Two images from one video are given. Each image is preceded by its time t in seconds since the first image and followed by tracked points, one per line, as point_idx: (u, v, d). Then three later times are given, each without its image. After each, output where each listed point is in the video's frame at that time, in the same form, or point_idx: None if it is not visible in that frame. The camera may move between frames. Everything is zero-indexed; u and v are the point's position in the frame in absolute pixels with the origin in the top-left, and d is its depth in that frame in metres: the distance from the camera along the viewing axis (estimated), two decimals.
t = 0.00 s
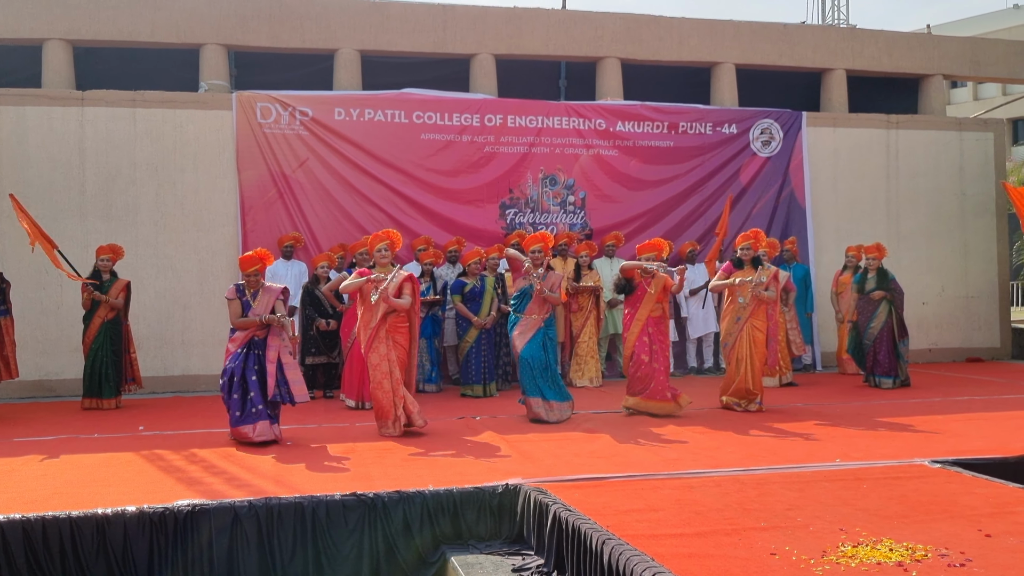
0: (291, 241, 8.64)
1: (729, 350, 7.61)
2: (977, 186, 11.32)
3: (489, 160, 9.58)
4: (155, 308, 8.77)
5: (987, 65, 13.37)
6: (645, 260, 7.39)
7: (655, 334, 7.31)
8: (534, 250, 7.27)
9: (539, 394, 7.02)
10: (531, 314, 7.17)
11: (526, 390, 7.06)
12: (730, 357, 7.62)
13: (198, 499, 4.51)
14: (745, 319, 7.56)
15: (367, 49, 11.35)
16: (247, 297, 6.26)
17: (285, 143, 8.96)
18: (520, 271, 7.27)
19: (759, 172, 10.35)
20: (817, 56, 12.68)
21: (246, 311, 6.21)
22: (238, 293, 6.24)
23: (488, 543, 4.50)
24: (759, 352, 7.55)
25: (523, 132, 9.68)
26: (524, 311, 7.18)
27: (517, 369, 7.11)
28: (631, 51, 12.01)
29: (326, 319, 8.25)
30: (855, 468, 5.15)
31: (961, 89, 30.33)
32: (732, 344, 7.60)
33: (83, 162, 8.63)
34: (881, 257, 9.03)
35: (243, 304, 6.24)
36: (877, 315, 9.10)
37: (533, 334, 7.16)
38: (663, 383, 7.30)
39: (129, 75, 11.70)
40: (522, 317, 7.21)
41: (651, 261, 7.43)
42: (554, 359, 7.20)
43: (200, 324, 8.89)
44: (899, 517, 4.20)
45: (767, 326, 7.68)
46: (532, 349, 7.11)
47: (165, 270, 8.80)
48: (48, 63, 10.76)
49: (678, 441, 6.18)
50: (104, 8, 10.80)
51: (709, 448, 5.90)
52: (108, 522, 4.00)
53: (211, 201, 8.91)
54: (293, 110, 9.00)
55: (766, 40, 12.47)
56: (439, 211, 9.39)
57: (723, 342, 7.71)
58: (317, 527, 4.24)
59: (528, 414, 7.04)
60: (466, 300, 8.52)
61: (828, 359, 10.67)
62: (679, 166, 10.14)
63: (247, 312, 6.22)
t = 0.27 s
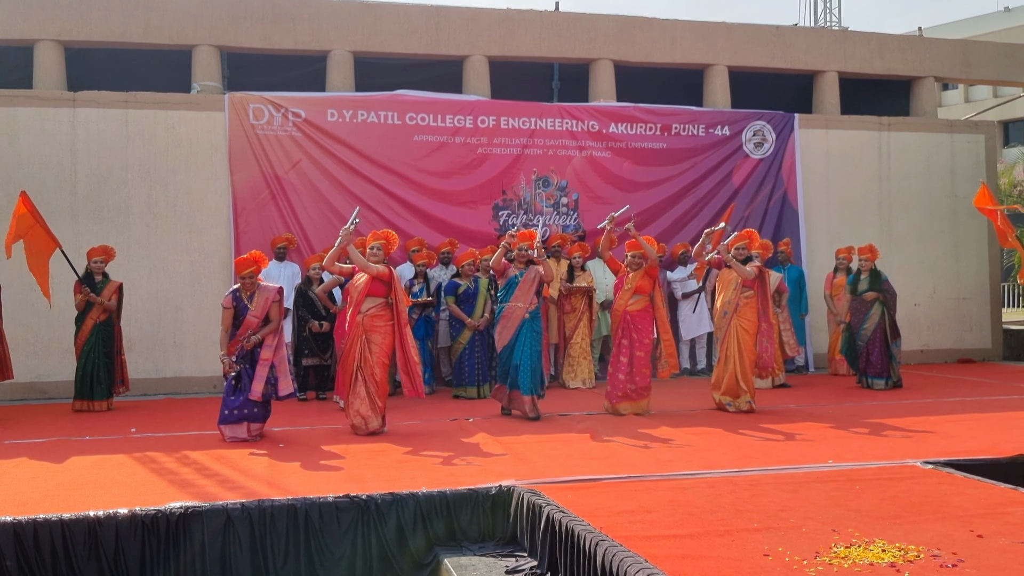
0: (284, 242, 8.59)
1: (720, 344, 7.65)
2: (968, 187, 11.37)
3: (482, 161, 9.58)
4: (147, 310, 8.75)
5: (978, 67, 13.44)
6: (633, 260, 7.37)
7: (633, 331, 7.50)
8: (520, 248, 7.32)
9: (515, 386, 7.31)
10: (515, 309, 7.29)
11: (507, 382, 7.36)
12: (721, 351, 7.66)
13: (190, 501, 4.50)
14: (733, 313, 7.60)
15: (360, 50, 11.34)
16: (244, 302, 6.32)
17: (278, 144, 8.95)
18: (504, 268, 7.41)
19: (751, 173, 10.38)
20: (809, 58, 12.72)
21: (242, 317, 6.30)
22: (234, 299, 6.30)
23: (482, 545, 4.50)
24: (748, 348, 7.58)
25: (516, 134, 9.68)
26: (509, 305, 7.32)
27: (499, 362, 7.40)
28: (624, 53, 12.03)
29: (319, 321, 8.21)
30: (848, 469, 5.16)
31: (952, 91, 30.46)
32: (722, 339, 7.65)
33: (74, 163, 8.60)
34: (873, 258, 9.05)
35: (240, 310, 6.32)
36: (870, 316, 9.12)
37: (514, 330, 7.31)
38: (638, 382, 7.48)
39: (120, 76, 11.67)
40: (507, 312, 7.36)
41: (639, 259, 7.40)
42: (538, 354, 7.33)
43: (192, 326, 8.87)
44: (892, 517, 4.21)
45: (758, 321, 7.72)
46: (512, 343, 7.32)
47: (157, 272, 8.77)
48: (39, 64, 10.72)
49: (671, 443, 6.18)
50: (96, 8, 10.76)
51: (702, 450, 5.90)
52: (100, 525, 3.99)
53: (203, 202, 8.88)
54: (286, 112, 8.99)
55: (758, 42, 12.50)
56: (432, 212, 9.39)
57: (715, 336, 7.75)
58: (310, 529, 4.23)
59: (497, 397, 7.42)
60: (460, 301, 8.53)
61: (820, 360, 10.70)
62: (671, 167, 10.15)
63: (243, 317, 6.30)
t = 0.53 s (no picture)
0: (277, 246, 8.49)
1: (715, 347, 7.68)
2: (961, 193, 11.42)
3: (475, 166, 9.58)
4: (140, 315, 8.71)
5: (971, 73, 13.51)
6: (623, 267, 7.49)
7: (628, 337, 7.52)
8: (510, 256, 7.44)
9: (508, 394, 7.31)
10: (509, 316, 7.35)
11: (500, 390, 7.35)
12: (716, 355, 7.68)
13: (183, 507, 4.48)
14: (726, 316, 7.63)
15: (354, 54, 11.34)
16: (238, 303, 6.39)
17: (271, 149, 8.94)
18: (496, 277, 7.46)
19: (745, 178, 10.40)
20: (802, 64, 12.76)
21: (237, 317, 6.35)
22: (229, 301, 6.38)
23: (476, 550, 4.48)
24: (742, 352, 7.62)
25: (510, 139, 9.69)
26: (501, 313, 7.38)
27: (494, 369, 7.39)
28: (618, 57, 12.05)
29: (310, 325, 8.22)
30: (842, 474, 5.16)
31: (944, 96, 30.61)
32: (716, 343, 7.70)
33: (67, 167, 8.57)
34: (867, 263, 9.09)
35: (234, 311, 6.37)
36: (864, 321, 9.17)
37: (508, 337, 7.33)
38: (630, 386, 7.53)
39: (113, 80, 11.64)
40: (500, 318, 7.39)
41: (630, 265, 7.51)
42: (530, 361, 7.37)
43: (185, 331, 8.84)
44: (886, 522, 4.22)
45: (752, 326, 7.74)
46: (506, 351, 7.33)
47: (150, 276, 8.74)
48: (32, 68, 10.69)
49: (665, 448, 6.18)
50: (89, 12, 10.74)
51: (697, 454, 5.91)
52: (92, 531, 3.97)
53: (196, 206, 8.86)
54: (279, 116, 8.98)
55: (752, 47, 12.54)
56: (426, 217, 9.38)
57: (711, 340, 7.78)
58: (304, 535, 4.22)
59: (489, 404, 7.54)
60: (454, 307, 8.49)
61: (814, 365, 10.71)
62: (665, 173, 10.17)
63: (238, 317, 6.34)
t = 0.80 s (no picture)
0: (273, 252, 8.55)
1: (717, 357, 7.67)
2: (956, 199, 11.45)
3: (472, 171, 9.59)
4: (135, 319, 8.69)
5: (966, 80, 13.57)
6: (629, 271, 7.40)
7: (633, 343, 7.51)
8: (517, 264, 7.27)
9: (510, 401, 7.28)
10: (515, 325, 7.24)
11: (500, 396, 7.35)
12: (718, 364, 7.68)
13: (179, 512, 4.46)
14: (734, 327, 7.58)
15: (351, 59, 11.35)
16: (240, 297, 6.35)
17: (268, 153, 8.93)
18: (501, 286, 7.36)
19: (741, 184, 10.42)
20: (798, 70, 12.80)
21: (239, 312, 6.30)
22: (231, 294, 6.34)
23: (472, 555, 4.47)
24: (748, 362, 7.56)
25: (506, 144, 9.69)
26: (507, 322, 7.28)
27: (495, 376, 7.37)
28: (614, 63, 12.07)
29: (303, 330, 8.25)
30: (838, 480, 5.16)
31: (939, 103, 30.75)
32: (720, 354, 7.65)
33: (62, 171, 8.55)
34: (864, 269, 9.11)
35: (236, 305, 6.32)
36: (860, 327, 9.16)
37: (515, 346, 7.24)
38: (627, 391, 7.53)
39: (110, 85, 11.64)
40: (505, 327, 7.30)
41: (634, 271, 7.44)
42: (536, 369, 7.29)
43: (181, 335, 8.82)
44: (883, 528, 4.22)
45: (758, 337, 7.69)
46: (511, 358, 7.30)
47: (145, 281, 8.72)
48: (27, 72, 10.68)
49: (662, 453, 6.18)
50: (85, 16, 10.74)
51: (694, 460, 5.90)
52: (88, 536, 3.95)
53: (193, 211, 8.85)
54: (276, 121, 8.98)
55: (748, 54, 12.58)
56: (422, 222, 9.38)
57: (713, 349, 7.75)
58: (300, 540, 4.20)
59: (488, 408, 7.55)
60: (449, 312, 8.48)
61: (810, 371, 10.72)
62: (661, 178, 10.19)
63: (240, 312, 6.30)
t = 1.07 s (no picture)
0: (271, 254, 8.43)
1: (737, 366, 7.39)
2: (953, 204, 11.47)
3: (470, 175, 9.59)
4: (133, 322, 8.68)
5: (962, 85, 13.62)
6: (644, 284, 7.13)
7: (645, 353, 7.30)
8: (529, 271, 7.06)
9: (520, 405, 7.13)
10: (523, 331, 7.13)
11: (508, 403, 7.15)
12: (734, 371, 7.42)
13: (176, 516, 4.45)
14: (753, 333, 7.39)
15: (349, 64, 11.36)
16: (241, 295, 6.32)
17: (266, 157, 8.93)
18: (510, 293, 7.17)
19: (739, 189, 10.44)
20: (796, 75, 12.83)
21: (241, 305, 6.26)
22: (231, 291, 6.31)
23: (470, 560, 4.46)
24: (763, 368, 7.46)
25: (504, 148, 9.70)
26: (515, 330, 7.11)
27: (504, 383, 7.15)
28: (612, 68, 12.09)
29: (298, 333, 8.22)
30: (836, 485, 5.17)
31: (935, 108, 30.85)
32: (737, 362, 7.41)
33: (60, 174, 8.55)
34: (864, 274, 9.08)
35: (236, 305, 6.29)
36: (859, 332, 9.16)
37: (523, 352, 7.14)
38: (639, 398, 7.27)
39: (108, 88, 11.64)
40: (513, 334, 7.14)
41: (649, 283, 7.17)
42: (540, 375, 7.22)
43: (178, 339, 8.80)
44: (880, 533, 4.22)
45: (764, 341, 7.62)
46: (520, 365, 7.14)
47: (143, 284, 8.72)
48: (26, 75, 10.68)
49: (660, 458, 6.17)
50: (84, 20, 10.74)
51: (691, 465, 5.90)
52: (84, 540, 3.94)
53: (191, 214, 8.85)
54: (274, 125, 8.99)
55: (745, 59, 12.62)
56: (420, 226, 9.38)
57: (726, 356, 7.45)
58: (298, 544, 4.20)
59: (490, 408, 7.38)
60: (445, 317, 8.48)
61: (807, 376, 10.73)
62: (659, 183, 10.20)
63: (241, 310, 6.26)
